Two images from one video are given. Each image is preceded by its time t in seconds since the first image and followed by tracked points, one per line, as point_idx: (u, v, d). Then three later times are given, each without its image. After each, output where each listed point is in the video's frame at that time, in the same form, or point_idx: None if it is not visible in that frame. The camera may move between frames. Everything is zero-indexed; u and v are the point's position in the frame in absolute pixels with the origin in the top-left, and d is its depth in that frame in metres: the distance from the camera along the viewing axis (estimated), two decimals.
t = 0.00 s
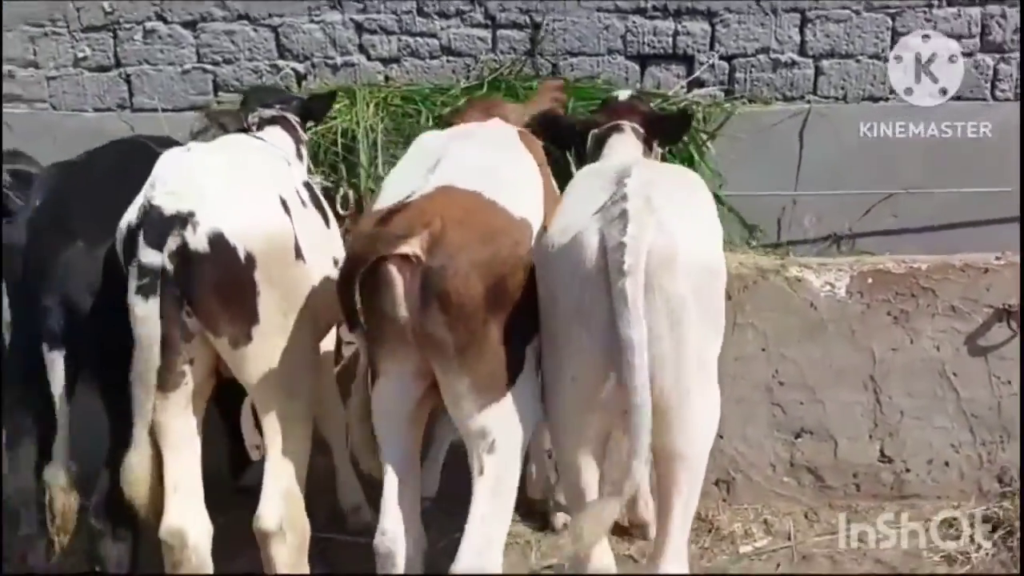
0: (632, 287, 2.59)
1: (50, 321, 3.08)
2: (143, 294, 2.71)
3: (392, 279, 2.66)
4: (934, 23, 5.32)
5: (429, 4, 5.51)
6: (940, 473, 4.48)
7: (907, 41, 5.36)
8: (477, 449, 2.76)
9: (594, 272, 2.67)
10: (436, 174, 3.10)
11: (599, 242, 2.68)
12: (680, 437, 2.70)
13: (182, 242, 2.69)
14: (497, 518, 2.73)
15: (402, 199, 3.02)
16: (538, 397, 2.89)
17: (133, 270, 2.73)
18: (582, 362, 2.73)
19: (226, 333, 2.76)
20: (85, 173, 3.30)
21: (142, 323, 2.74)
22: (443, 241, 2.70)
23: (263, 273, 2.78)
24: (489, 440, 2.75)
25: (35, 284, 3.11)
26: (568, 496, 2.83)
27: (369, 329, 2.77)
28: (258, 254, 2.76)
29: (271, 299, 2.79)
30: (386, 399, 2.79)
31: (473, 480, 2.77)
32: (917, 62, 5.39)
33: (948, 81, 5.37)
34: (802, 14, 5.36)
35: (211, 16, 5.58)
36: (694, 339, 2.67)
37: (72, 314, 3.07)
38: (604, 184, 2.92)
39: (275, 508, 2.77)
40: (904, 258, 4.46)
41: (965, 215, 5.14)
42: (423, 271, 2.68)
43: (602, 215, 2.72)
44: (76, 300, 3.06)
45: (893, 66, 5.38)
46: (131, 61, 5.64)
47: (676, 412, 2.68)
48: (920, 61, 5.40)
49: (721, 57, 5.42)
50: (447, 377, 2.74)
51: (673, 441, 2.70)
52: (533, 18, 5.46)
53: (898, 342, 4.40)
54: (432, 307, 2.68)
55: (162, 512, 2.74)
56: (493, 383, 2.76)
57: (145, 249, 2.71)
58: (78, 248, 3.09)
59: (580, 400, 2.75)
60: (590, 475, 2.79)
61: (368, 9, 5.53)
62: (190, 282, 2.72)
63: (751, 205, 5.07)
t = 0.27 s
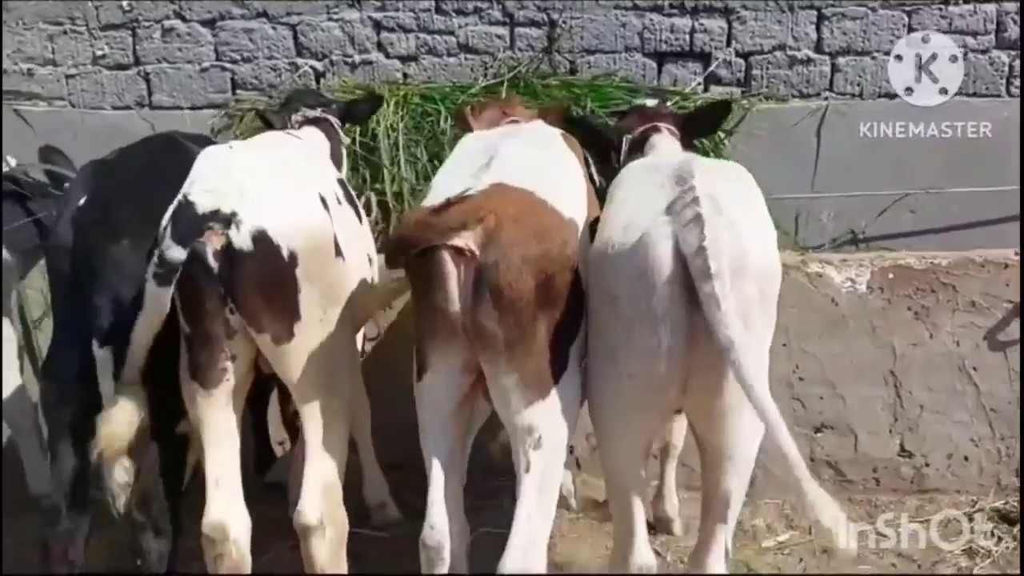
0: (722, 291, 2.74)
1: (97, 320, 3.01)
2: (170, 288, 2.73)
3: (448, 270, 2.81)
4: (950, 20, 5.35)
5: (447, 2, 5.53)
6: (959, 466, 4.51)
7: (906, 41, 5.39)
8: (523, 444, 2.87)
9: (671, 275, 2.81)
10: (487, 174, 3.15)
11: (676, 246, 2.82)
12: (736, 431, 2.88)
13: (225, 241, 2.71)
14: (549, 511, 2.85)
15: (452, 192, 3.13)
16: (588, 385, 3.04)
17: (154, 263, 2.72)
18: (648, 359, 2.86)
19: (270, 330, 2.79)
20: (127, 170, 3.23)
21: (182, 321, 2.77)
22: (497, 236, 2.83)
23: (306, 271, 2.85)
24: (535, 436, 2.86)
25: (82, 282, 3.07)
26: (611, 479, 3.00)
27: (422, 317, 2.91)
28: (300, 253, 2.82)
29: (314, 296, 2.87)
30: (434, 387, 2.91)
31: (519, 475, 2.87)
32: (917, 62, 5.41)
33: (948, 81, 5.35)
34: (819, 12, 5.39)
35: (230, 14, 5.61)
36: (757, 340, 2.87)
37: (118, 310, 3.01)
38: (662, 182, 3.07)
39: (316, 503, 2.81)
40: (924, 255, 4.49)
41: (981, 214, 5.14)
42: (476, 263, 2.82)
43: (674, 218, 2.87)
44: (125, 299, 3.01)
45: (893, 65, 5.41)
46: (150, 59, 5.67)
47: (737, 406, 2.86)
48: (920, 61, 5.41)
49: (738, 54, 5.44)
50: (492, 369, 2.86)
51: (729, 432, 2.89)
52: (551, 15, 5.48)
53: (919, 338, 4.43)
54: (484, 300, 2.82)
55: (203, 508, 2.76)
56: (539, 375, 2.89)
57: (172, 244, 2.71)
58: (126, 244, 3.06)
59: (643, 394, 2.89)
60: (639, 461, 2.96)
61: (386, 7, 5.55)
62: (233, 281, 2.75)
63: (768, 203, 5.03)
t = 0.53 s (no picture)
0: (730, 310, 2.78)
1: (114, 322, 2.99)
2: (193, 294, 2.77)
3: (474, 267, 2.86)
4: (949, 25, 5.41)
5: (452, 4, 5.55)
6: (960, 465, 4.57)
7: (906, 40, 5.46)
8: (542, 446, 2.91)
9: (682, 292, 2.84)
10: (509, 176, 3.18)
11: (687, 262, 2.85)
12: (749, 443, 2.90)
13: (246, 245, 2.71)
14: (563, 516, 2.89)
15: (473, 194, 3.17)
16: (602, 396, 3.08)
17: (184, 270, 2.78)
18: (659, 372, 2.90)
19: (289, 334, 2.80)
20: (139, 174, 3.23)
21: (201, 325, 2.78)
22: (522, 235, 2.89)
23: (324, 275, 2.86)
24: (554, 437, 2.90)
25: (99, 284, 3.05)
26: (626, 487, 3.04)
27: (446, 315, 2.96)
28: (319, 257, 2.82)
29: (333, 300, 2.87)
30: (456, 384, 2.95)
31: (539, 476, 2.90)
32: (918, 61, 5.49)
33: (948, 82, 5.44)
34: (820, 16, 5.45)
35: (234, 15, 5.61)
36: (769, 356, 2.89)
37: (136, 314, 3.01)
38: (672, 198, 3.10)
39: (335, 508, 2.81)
40: (927, 256, 4.51)
41: (982, 214, 5.17)
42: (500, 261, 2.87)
43: (684, 235, 2.89)
44: (142, 302, 3.02)
45: (893, 66, 5.48)
46: (153, 59, 5.66)
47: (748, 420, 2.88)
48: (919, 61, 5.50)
49: (740, 58, 5.49)
50: (514, 367, 2.89)
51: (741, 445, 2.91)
52: (555, 18, 5.51)
53: (921, 339, 4.49)
54: (508, 297, 2.86)
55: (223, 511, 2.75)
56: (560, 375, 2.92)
57: (200, 251, 2.75)
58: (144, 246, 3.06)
59: (656, 407, 2.93)
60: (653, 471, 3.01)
61: (391, 8, 5.57)
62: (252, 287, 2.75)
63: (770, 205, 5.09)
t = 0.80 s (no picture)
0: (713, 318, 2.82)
1: (136, 337, 3.15)
2: (226, 314, 2.81)
3: (495, 279, 2.91)
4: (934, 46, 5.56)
5: (449, 22, 5.63)
6: (951, 476, 4.67)
7: (907, 42, 5.58)
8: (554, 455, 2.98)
9: (673, 302, 2.90)
10: (519, 191, 3.24)
11: (679, 273, 2.90)
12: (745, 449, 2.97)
13: (272, 264, 2.76)
14: (571, 524, 3.00)
15: (485, 212, 3.21)
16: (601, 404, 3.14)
17: (220, 291, 2.82)
18: (656, 381, 2.96)
19: (310, 351, 2.84)
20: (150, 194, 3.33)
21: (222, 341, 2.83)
22: (541, 246, 2.96)
23: (345, 293, 2.91)
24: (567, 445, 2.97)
25: (120, 301, 3.16)
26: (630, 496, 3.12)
27: (460, 325, 3.00)
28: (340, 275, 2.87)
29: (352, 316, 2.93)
30: (471, 394, 3.00)
31: (551, 484, 2.99)
32: (918, 62, 5.60)
33: (947, 81, 5.60)
34: (810, 37, 5.58)
35: (231, 31, 5.65)
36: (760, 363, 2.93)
37: (156, 329, 3.14)
38: (662, 211, 3.15)
39: (354, 523, 2.84)
40: (917, 271, 4.61)
41: (967, 228, 5.34)
42: (521, 273, 2.92)
43: (676, 247, 2.95)
44: (162, 319, 3.14)
45: (893, 67, 5.62)
46: (149, 74, 5.67)
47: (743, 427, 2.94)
48: (920, 61, 5.60)
49: (732, 77, 5.61)
50: (528, 377, 2.95)
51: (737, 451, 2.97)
52: (551, 36, 5.60)
53: (913, 352, 4.59)
54: (527, 307, 2.92)
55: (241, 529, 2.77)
56: (569, 382, 3.02)
57: (235, 272, 2.79)
58: (163, 263, 3.17)
59: (654, 416, 2.99)
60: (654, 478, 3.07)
61: (388, 26, 5.64)
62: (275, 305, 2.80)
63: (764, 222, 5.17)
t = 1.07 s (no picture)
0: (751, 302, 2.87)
1: (167, 341, 3.28)
2: (274, 320, 2.90)
3: (526, 278, 2.95)
4: (933, 52, 5.68)
5: (456, 30, 5.67)
6: (957, 475, 4.73)
7: (907, 42, 5.67)
8: (578, 451, 2.99)
9: (701, 292, 2.94)
10: (538, 194, 3.27)
11: (704, 263, 2.95)
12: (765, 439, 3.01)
13: (308, 269, 2.92)
14: (593, 519, 2.98)
15: (507, 215, 3.23)
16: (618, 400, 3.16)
17: (266, 298, 2.90)
18: (678, 373, 2.98)
19: (340, 355, 2.99)
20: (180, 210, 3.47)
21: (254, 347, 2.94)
22: (569, 248, 3.03)
23: (376, 296, 3.05)
24: (588, 443, 2.99)
25: (153, 306, 3.30)
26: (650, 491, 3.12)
27: (487, 325, 3.03)
28: (373, 280, 3.03)
29: (383, 319, 3.07)
30: (497, 393, 3.03)
31: (574, 481, 2.99)
32: (918, 64, 5.69)
33: (947, 81, 5.68)
34: (812, 44, 5.66)
35: (239, 40, 5.67)
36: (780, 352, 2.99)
37: (187, 334, 3.28)
38: (676, 210, 3.23)
39: (383, 525, 2.96)
40: (923, 274, 4.69)
41: (967, 234, 5.42)
42: (552, 274, 2.98)
43: (697, 240, 3.01)
44: (192, 325, 3.29)
45: (894, 67, 5.70)
46: (157, 83, 5.69)
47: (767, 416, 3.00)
48: (920, 61, 5.69)
49: (736, 83, 5.67)
50: (555, 376, 2.99)
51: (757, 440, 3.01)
52: (556, 45, 5.66)
53: (920, 353, 4.65)
54: (555, 307, 2.98)
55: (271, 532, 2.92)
56: (593, 382, 3.05)
57: (279, 279, 2.90)
58: (194, 269, 3.33)
59: (673, 408, 3.02)
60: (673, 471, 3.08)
61: (396, 34, 5.69)
62: (310, 310, 2.95)
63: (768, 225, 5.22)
